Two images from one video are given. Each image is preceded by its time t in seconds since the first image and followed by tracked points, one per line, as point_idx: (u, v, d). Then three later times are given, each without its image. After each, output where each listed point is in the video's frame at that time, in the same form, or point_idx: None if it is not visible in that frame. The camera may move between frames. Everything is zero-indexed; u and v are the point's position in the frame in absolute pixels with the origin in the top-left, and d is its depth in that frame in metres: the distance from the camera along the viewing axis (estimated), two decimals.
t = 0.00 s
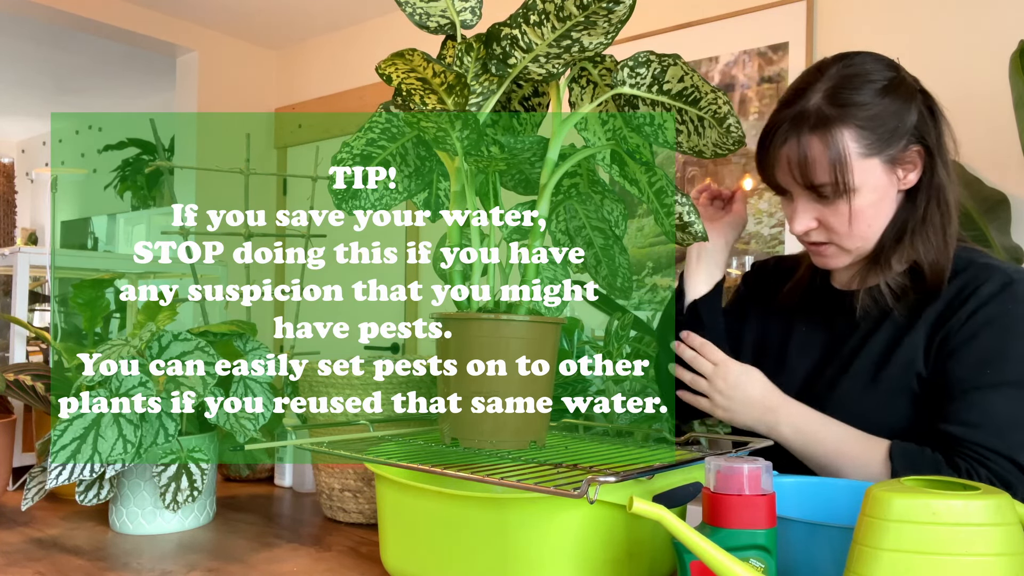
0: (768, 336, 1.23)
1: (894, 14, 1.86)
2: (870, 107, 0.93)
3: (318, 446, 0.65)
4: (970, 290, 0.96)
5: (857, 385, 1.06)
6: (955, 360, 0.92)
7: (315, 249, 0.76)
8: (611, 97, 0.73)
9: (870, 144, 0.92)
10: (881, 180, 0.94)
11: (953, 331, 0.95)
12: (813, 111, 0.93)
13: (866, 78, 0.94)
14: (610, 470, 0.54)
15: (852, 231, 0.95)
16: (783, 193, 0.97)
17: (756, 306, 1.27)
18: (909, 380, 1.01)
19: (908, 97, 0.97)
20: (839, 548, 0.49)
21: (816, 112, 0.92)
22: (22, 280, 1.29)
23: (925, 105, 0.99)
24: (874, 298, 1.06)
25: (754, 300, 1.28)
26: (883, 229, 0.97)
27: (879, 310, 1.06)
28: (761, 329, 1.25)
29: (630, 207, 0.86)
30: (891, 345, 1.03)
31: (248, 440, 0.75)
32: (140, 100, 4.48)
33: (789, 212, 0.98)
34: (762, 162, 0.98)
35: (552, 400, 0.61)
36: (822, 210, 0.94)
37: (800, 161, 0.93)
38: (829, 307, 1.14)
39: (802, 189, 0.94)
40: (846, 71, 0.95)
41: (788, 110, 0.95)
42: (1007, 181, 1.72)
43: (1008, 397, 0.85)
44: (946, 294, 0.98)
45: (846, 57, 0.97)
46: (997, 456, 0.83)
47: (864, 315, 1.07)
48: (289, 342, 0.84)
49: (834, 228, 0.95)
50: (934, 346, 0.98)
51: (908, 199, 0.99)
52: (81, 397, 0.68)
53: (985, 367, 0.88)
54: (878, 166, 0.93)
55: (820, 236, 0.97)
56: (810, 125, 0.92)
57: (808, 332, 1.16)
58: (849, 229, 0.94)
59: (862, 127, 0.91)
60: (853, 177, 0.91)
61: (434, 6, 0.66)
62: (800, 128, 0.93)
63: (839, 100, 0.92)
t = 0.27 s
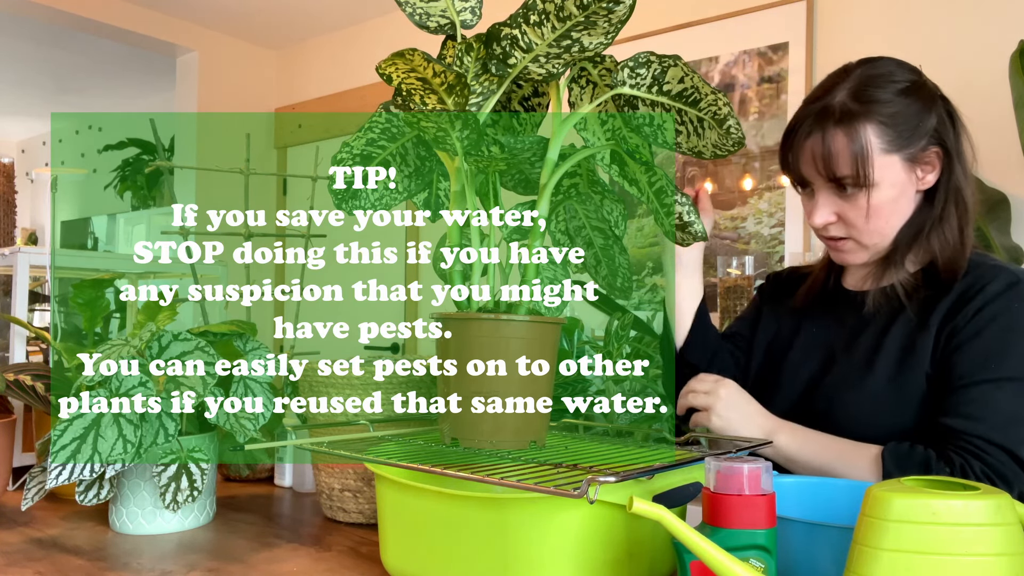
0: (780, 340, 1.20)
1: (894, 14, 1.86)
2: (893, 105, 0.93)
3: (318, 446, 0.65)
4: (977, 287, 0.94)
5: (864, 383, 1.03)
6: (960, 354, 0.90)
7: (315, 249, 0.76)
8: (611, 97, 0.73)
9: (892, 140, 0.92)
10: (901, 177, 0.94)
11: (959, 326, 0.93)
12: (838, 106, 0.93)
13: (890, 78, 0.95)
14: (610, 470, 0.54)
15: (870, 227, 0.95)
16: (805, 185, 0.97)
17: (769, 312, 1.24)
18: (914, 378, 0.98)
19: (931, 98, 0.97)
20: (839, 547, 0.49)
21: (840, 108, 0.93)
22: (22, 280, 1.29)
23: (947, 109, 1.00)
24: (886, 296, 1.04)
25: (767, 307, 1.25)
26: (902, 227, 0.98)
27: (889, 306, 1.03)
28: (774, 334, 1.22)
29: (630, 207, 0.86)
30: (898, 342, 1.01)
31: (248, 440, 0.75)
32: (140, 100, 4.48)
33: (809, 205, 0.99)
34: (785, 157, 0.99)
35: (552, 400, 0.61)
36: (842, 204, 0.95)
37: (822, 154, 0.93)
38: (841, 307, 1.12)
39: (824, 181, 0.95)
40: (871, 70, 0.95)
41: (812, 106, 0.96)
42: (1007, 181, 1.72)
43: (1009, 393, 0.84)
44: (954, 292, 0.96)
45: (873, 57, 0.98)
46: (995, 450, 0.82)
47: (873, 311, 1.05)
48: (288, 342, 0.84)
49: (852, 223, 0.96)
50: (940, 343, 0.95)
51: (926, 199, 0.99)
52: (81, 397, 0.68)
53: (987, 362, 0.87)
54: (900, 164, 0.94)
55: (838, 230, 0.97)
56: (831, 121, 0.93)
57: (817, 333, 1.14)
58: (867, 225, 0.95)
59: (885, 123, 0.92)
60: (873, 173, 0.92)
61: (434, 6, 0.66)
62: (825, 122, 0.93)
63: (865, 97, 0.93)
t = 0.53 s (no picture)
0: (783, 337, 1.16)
1: (894, 14, 1.86)
2: (914, 102, 0.96)
3: (318, 446, 0.65)
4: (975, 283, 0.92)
5: (860, 376, 1.01)
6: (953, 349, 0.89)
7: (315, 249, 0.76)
8: (609, 96, 0.73)
9: (911, 135, 0.94)
10: (919, 173, 0.96)
11: (955, 321, 0.91)
12: (860, 100, 0.96)
13: (915, 77, 0.97)
14: (610, 470, 0.54)
15: (885, 219, 0.96)
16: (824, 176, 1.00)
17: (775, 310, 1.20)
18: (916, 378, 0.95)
19: (954, 101, 0.99)
20: (839, 548, 0.49)
21: (862, 102, 0.96)
22: (22, 280, 1.29)
23: (966, 115, 1.01)
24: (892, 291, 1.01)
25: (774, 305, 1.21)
26: (918, 225, 0.98)
27: (894, 302, 1.01)
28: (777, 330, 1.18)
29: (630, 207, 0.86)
30: (899, 337, 0.98)
31: (248, 440, 0.75)
32: (140, 100, 4.48)
33: (828, 197, 1.01)
34: (807, 151, 1.02)
35: (552, 400, 0.61)
36: (860, 194, 0.96)
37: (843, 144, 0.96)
38: (844, 303, 1.09)
39: (842, 171, 0.97)
40: (897, 70, 0.98)
41: (836, 101, 0.99)
42: (1007, 180, 1.72)
43: (998, 386, 0.84)
44: (954, 289, 0.94)
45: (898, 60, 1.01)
46: (980, 440, 0.82)
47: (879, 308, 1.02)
48: (288, 342, 0.84)
49: (867, 215, 0.97)
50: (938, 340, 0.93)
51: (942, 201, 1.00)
52: (81, 397, 0.68)
53: (979, 356, 0.86)
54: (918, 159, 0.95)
55: (854, 222, 0.99)
56: (852, 114, 0.96)
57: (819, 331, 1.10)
58: (883, 217, 0.96)
59: (905, 118, 0.94)
60: (891, 164, 0.94)
61: (434, 6, 0.66)
62: (846, 114, 0.96)
63: (887, 92, 0.95)
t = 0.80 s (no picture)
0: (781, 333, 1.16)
1: (894, 14, 1.86)
2: (920, 96, 0.98)
3: (318, 446, 0.65)
4: (983, 288, 0.91)
5: (863, 375, 1.00)
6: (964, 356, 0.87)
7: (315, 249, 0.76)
8: (611, 97, 0.73)
9: (914, 126, 0.96)
10: (919, 163, 0.97)
11: (962, 327, 0.90)
12: (867, 88, 0.98)
13: (921, 73, 1.00)
14: (610, 470, 0.54)
15: (883, 207, 0.96)
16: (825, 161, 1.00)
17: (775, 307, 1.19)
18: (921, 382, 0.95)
19: (957, 101, 1.02)
20: (839, 548, 0.49)
21: (867, 91, 0.98)
22: (22, 280, 1.29)
23: (968, 117, 1.04)
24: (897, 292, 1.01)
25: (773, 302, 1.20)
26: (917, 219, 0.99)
27: (898, 303, 1.01)
28: (775, 327, 1.17)
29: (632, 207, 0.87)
30: (903, 338, 0.98)
31: (248, 440, 0.75)
32: (140, 100, 4.48)
33: (827, 183, 1.01)
34: (809, 139, 1.03)
35: (552, 400, 0.61)
36: (860, 179, 0.97)
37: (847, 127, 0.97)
38: (846, 303, 1.08)
39: (844, 154, 0.98)
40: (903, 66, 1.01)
41: (843, 89, 1.01)
42: (1007, 180, 1.72)
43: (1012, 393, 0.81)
44: (958, 294, 0.93)
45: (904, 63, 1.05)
46: (996, 448, 0.79)
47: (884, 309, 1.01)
48: (289, 342, 0.84)
49: (865, 201, 0.97)
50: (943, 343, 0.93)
51: (944, 197, 1.01)
52: (81, 397, 0.68)
53: (991, 363, 0.84)
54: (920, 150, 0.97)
55: (851, 208, 0.98)
56: (857, 102, 0.97)
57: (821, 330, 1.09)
58: (880, 204, 0.96)
59: (910, 108, 0.96)
60: (892, 151, 0.95)
61: (435, 6, 0.66)
62: (852, 100, 0.98)
63: (894, 83, 0.98)
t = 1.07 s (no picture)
0: (778, 333, 1.15)
1: (894, 14, 1.86)
2: (901, 97, 0.98)
3: (318, 446, 0.65)
4: (993, 288, 0.92)
5: (872, 378, 0.99)
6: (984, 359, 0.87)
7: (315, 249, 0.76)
8: (610, 97, 0.73)
9: (895, 125, 0.96)
10: (905, 162, 0.96)
11: (974, 332, 0.90)
12: (846, 93, 0.99)
13: (901, 74, 1.00)
14: (610, 470, 0.54)
15: (871, 206, 0.96)
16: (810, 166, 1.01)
17: (772, 308, 1.18)
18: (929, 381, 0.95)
19: (940, 100, 1.02)
20: (840, 549, 0.49)
21: (847, 95, 0.99)
22: (22, 280, 1.29)
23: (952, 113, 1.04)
24: (901, 293, 1.01)
25: (770, 303, 1.20)
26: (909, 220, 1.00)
27: (903, 305, 1.01)
28: (772, 326, 1.16)
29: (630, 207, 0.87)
30: (910, 339, 0.98)
31: (248, 440, 0.75)
32: (140, 100, 4.48)
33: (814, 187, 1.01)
34: (795, 145, 1.04)
35: (552, 400, 0.61)
36: (846, 181, 0.97)
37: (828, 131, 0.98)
38: (846, 305, 1.08)
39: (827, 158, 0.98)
40: (883, 69, 1.02)
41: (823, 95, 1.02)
42: (1007, 180, 1.72)
43: None
44: (964, 297, 0.94)
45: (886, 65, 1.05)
46: None
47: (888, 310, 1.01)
48: (289, 342, 0.84)
49: (853, 201, 0.97)
50: (954, 345, 0.93)
51: (932, 194, 1.02)
52: (81, 397, 0.68)
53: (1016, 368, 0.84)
54: (905, 149, 0.96)
55: (840, 210, 0.98)
56: (836, 107, 0.99)
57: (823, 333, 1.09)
58: (868, 204, 0.96)
59: (890, 109, 0.96)
60: (875, 151, 0.95)
61: (434, 6, 0.66)
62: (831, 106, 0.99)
63: (874, 86, 0.98)
